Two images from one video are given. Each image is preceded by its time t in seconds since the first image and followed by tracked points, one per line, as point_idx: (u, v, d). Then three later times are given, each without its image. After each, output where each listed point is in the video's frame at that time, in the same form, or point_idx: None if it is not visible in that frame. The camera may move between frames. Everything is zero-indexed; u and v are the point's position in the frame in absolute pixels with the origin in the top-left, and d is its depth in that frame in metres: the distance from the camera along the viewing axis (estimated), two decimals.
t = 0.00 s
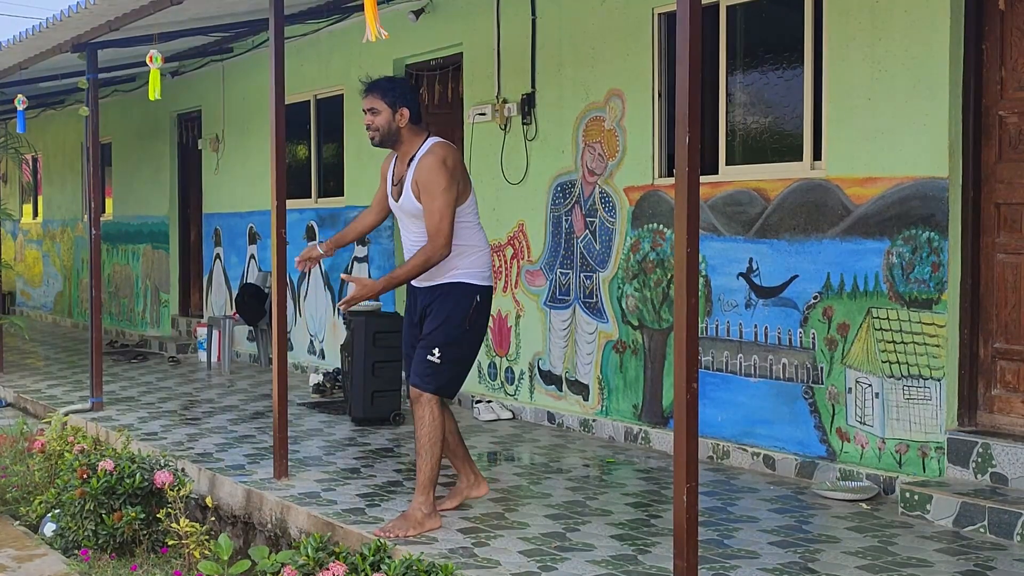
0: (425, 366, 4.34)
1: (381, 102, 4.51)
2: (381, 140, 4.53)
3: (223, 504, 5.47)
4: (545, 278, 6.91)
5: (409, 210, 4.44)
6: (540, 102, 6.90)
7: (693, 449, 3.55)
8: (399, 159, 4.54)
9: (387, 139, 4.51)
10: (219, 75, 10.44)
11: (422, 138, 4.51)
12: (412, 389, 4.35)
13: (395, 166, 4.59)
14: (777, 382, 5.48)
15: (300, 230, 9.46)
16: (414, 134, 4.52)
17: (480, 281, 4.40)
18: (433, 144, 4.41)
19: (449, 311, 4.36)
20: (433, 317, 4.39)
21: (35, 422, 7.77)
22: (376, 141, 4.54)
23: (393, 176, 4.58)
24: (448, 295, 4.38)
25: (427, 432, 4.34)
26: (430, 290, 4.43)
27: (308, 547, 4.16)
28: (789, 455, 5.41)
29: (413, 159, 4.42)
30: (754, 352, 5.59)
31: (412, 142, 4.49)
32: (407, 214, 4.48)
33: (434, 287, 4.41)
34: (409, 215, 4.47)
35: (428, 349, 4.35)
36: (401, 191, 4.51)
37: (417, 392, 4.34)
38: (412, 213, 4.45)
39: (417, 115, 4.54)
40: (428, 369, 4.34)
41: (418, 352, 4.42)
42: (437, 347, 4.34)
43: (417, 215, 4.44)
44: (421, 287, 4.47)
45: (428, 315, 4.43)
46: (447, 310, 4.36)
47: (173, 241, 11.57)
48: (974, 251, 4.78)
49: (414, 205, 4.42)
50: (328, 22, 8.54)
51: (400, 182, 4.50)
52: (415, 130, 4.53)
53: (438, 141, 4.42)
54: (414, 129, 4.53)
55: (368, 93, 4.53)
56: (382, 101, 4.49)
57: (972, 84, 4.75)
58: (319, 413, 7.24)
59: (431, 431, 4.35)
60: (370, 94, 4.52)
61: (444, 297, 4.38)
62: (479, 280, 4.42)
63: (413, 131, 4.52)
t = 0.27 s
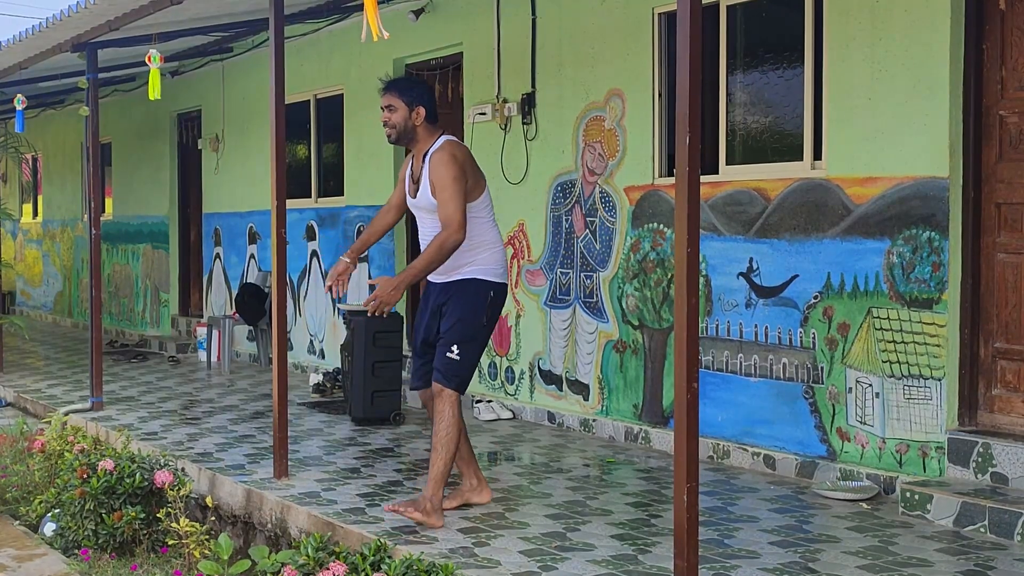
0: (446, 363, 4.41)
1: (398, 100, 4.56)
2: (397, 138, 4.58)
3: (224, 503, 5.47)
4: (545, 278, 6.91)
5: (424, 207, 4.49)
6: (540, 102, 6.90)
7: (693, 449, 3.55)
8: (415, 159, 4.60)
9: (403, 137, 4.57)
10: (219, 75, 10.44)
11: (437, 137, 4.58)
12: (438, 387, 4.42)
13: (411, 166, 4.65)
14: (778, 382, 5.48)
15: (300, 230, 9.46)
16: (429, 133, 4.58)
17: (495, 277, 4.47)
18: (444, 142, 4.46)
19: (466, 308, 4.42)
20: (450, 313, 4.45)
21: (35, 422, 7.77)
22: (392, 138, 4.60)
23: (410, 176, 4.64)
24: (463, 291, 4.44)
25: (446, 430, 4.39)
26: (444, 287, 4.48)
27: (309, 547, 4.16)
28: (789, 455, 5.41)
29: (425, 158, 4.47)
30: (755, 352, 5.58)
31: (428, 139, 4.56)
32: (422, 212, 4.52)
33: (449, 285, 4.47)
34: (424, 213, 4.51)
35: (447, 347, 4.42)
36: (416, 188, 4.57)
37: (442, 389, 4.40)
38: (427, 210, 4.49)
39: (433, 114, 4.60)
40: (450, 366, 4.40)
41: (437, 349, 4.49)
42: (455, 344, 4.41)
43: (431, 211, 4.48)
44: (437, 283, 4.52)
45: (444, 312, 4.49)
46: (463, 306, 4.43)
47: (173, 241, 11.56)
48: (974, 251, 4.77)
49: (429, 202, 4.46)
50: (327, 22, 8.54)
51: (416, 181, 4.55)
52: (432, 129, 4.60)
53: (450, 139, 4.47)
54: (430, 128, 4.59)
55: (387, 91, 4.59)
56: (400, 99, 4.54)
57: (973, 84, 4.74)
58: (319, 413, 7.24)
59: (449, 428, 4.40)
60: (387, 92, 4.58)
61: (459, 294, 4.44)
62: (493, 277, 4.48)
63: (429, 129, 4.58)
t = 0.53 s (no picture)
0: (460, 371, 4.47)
1: (419, 109, 4.65)
2: (418, 147, 4.67)
3: (223, 502, 5.47)
4: (545, 277, 6.91)
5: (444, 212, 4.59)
6: (539, 101, 6.90)
7: (693, 448, 3.55)
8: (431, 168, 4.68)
9: (423, 147, 4.66)
10: (219, 74, 10.44)
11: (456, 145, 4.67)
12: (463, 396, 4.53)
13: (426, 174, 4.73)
14: (777, 381, 5.48)
15: (300, 230, 9.46)
16: (447, 142, 4.68)
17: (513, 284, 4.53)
18: (461, 149, 4.57)
19: (479, 316, 4.48)
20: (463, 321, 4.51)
21: (35, 421, 7.77)
22: (413, 148, 4.68)
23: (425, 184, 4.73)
24: (478, 299, 4.49)
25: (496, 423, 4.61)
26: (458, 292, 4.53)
27: (308, 546, 4.16)
28: (788, 454, 5.41)
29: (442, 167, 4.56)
30: (754, 351, 5.59)
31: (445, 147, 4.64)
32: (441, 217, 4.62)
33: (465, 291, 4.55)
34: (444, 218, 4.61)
35: (460, 355, 4.48)
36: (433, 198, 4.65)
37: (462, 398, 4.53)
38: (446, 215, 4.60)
39: (452, 124, 4.70)
40: (463, 374, 4.47)
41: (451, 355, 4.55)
42: (469, 352, 4.47)
43: (451, 216, 4.59)
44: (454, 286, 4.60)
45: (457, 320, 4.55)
46: (474, 314, 4.49)
47: (173, 240, 11.57)
48: (974, 249, 4.77)
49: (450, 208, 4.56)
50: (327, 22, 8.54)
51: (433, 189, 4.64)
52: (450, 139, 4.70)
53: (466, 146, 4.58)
54: (449, 137, 4.68)
55: (408, 100, 4.68)
56: (421, 107, 4.64)
57: (972, 83, 4.74)
58: (318, 412, 7.24)
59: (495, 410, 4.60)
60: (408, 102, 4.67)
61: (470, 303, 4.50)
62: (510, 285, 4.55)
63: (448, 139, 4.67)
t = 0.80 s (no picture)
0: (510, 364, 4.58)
1: (441, 110, 4.62)
2: (449, 145, 4.66)
3: (221, 502, 5.46)
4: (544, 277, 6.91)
5: (471, 201, 4.63)
6: (538, 101, 6.90)
7: (691, 447, 3.54)
8: (459, 157, 4.70)
9: (455, 143, 4.65)
10: (218, 74, 10.45)
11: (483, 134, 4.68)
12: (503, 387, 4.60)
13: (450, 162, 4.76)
14: (776, 381, 5.48)
15: (299, 229, 9.46)
16: (474, 131, 4.68)
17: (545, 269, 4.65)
18: (486, 136, 4.60)
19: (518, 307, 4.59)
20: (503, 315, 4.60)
21: (33, 421, 7.76)
22: (444, 146, 4.66)
23: (450, 172, 4.76)
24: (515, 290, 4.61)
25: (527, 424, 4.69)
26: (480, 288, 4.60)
27: (306, 545, 4.15)
28: (786, 454, 5.40)
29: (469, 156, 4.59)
30: (752, 350, 5.58)
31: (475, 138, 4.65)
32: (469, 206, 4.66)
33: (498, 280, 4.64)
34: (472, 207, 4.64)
35: (507, 348, 4.58)
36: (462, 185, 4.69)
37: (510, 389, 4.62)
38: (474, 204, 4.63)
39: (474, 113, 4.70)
40: (513, 367, 4.58)
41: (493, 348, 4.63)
42: (516, 343, 4.57)
43: (479, 205, 4.62)
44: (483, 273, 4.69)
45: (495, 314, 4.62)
46: (514, 305, 4.59)
47: (171, 241, 11.57)
48: (972, 249, 4.77)
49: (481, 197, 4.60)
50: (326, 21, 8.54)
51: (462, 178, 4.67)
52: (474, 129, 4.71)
53: (492, 133, 4.62)
54: (474, 127, 4.69)
55: (426, 102, 4.63)
56: (443, 108, 4.60)
57: (970, 82, 4.74)
58: (317, 412, 7.24)
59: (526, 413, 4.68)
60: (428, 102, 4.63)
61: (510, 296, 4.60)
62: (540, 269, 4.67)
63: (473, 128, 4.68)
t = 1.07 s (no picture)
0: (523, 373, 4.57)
1: (472, 131, 4.57)
2: (478, 164, 4.63)
3: (220, 502, 5.47)
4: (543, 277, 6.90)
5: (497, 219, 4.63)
6: (537, 101, 6.90)
7: (688, 448, 3.54)
8: (489, 175, 4.70)
9: (485, 162, 4.61)
10: (217, 74, 10.45)
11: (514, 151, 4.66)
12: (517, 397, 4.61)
13: (478, 178, 4.75)
14: (774, 381, 5.48)
15: (298, 229, 9.47)
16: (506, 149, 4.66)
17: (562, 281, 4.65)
18: (523, 158, 4.60)
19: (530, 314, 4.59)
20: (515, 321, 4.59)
21: (32, 421, 7.76)
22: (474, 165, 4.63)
23: (476, 188, 4.75)
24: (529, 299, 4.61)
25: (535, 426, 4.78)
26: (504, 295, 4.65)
27: (304, 545, 4.15)
28: (785, 454, 5.40)
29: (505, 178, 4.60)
30: (751, 351, 5.59)
31: (506, 159, 4.62)
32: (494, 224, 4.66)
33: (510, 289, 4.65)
34: (497, 226, 4.65)
35: (518, 356, 4.57)
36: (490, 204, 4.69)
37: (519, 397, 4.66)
38: (499, 222, 4.63)
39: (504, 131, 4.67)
40: (524, 375, 4.57)
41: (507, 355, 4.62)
42: (528, 351, 4.56)
43: (505, 224, 4.62)
44: (500, 286, 4.68)
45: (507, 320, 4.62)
46: (527, 316, 4.59)
47: (171, 241, 11.57)
48: (970, 249, 4.77)
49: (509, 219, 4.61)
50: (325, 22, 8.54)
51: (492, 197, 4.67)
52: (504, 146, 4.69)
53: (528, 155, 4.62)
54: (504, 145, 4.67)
55: (456, 123, 4.59)
56: (473, 129, 4.56)
57: (968, 82, 4.74)
58: (316, 412, 7.23)
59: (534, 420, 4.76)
60: (459, 122, 4.58)
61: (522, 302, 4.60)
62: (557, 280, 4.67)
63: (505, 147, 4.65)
